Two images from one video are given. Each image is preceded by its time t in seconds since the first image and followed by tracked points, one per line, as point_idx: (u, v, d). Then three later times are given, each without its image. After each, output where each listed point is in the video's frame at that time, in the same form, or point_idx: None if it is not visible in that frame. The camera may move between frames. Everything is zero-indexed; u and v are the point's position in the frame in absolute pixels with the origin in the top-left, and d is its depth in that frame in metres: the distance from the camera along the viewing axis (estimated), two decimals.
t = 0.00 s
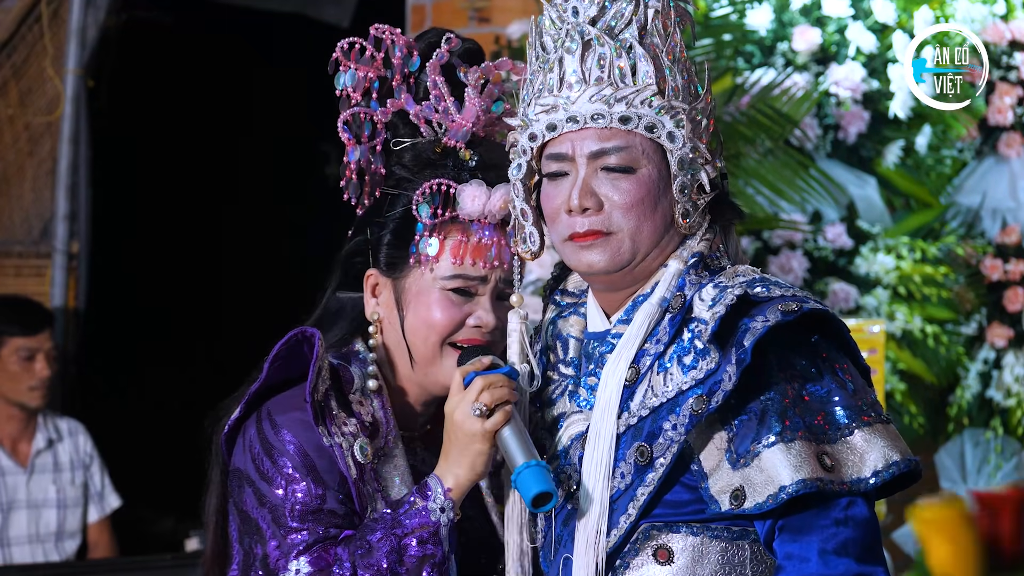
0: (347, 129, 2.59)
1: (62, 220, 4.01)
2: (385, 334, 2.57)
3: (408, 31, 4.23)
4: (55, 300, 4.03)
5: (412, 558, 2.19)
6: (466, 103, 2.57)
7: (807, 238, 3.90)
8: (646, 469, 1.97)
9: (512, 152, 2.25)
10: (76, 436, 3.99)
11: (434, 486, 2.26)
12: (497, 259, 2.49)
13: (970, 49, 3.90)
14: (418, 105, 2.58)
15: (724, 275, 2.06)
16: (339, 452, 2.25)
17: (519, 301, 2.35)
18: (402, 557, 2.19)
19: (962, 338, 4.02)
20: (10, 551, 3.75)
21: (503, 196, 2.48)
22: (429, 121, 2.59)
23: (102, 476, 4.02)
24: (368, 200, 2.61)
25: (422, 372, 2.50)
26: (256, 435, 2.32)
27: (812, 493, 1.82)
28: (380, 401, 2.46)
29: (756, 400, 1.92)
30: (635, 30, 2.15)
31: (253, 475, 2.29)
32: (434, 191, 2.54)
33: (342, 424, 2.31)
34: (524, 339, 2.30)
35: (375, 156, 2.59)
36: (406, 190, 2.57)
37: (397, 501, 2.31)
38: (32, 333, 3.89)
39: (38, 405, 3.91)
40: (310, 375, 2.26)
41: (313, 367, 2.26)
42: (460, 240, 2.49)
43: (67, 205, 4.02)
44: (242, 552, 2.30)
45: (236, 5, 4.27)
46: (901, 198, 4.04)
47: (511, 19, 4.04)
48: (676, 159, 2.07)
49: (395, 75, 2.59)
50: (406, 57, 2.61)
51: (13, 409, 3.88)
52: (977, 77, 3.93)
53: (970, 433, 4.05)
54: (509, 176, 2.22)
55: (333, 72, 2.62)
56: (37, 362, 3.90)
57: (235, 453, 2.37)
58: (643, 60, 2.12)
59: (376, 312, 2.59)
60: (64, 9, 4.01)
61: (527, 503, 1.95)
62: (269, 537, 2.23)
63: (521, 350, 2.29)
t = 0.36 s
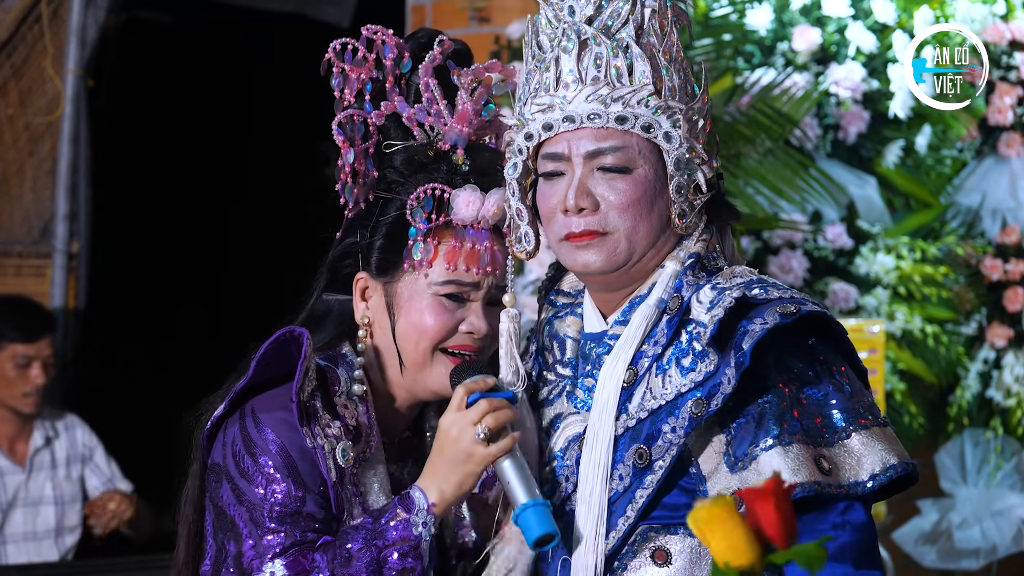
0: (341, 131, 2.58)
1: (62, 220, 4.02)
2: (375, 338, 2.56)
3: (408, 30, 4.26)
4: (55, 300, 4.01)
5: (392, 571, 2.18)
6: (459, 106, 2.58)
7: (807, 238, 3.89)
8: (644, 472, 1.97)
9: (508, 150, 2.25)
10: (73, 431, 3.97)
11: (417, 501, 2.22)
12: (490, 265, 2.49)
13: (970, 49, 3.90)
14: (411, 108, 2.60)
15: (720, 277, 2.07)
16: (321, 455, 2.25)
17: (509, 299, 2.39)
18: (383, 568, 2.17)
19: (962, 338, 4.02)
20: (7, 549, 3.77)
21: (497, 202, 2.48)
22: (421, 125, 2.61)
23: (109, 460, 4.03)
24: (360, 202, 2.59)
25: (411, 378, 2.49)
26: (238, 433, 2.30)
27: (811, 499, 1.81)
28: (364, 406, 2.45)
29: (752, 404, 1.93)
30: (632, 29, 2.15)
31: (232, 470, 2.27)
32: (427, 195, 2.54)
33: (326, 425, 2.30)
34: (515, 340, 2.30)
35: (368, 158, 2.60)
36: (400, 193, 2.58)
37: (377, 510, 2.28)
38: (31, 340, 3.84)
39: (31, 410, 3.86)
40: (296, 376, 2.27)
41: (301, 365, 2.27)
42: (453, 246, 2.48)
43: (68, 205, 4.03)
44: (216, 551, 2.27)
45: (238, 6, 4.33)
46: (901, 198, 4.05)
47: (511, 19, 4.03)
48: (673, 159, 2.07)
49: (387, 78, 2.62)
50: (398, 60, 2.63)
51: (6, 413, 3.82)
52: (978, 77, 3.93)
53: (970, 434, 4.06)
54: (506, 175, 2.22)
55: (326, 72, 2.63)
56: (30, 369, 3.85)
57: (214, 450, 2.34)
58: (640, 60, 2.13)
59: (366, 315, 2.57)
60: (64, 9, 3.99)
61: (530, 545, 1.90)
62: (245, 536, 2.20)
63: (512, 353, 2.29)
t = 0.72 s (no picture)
0: (342, 129, 2.59)
1: (62, 220, 4.06)
2: (376, 337, 2.56)
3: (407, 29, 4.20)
4: (55, 301, 4.05)
5: None
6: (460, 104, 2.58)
7: (806, 238, 3.88)
8: (647, 474, 1.97)
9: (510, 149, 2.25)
10: (71, 430, 4.04)
11: (408, 511, 2.22)
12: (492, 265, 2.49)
13: (970, 49, 3.92)
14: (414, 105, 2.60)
15: (723, 278, 2.07)
16: (315, 455, 2.26)
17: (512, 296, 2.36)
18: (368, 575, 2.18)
19: (962, 338, 4.03)
20: (6, 553, 3.84)
21: (499, 200, 2.49)
22: (423, 123, 2.61)
23: (110, 455, 4.08)
24: (360, 202, 2.60)
25: (413, 377, 2.50)
26: (234, 435, 2.30)
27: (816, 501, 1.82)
28: (359, 402, 2.45)
29: (757, 407, 1.92)
30: (636, 29, 2.15)
31: (227, 471, 2.28)
32: (429, 194, 2.54)
33: (320, 426, 2.32)
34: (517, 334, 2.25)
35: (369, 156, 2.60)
36: (402, 192, 2.58)
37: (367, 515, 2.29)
38: (21, 344, 3.95)
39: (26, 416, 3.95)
40: (288, 375, 2.28)
41: (292, 365, 2.28)
42: (456, 245, 2.48)
43: (68, 205, 4.06)
44: (216, 550, 2.28)
45: (238, 5, 4.30)
46: (900, 198, 4.02)
47: (511, 19, 4.03)
48: (676, 161, 2.07)
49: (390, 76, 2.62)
50: (400, 59, 2.64)
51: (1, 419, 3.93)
52: (978, 77, 3.95)
53: (970, 434, 4.06)
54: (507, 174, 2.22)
55: (327, 72, 2.65)
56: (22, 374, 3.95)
57: (213, 450, 2.34)
58: (645, 60, 2.13)
59: (367, 315, 2.57)
60: (64, 9, 4.06)
61: None
62: (235, 538, 2.23)
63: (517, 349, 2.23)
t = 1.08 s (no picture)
0: (351, 132, 2.56)
1: (62, 220, 4.07)
2: (383, 339, 2.57)
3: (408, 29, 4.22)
4: (55, 301, 4.06)
5: None
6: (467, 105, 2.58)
7: (807, 238, 3.91)
8: (647, 474, 1.97)
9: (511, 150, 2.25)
10: (69, 430, 4.06)
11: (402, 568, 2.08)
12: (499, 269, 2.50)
13: (970, 49, 3.88)
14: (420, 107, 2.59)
15: (724, 279, 2.06)
16: (327, 457, 2.23)
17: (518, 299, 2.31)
18: None
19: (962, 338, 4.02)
20: (7, 553, 3.86)
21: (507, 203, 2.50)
22: (430, 126, 2.60)
23: (108, 452, 4.08)
24: (369, 205, 2.58)
25: (418, 380, 2.50)
26: (242, 442, 2.27)
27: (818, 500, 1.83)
28: (365, 405, 2.45)
29: (758, 407, 1.91)
30: (636, 30, 2.15)
31: (237, 479, 2.24)
32: (437, 197, 2.55)
33: (331, 429, 2.31)
34: (527, 336, 2.23)
35: (378, 159, 2.59)
36: (410, 195, 2.58)
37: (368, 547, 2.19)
38: (15, 350, 3.98)
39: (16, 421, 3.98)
40: (298, 378, 2.25)
41: (302, 368, 2.25)
42: (463, 249, 2.49)
43: (68, 205, 4.07)
44: (223, 553, 2.23)
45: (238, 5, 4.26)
46: (901, 198, 4.06)
47: (511, 19, 4.03)
48: (677, 162, 2.07)
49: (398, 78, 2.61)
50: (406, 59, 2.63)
51: None
52: (978, 77, 3.90)
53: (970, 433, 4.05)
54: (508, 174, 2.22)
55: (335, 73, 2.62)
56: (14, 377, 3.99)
57: (219, 456, 2.31)
58: (645, 61, 2.13)
59: (373, 317, 2.58)
60: (64, 9, 4.07)
61: None
62: (247, 546, 2.17)
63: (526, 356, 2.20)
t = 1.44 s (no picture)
0: (356, 131, 2.57)
1: (62, 220, 4.04)
2: (386, 337, 2.54)
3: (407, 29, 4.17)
4: (55, 301, 4.05)
5: None
6: (471, 105, 2.60)
7: (807, 238, 3.91)
8: (643, 472, 1.97)
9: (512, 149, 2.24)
10: (68, 431, 4.00)
11: None
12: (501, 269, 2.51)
13: (970, 48, 3.87)
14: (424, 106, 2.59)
15: (723, 278, 2.06)
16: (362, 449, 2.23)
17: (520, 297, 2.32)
18: None
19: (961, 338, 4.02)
20: (7, 554, 3.80)
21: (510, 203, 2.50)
22: (434, 124, 2.60)
23: (103, 457, 4.03)
24: (373, 204, 2.57)
25: (422, 380, 2.50)
26: (263, 441, 2.27)
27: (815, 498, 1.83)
28: (382, 402, 2.44)
29: (756, 405, 1.91)
30: (637, 30, 2.15)
31: (267, 471, 2.23)
32: (443, 197, 2.55)
33: (357, 424, 2.29)
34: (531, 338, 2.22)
35: (382, 158, 2.58)
36: (414, 194, 2.57)
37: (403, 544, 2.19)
38: (20, 350, 3.91)
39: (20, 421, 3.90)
40: (324, 375, 2.25)
41: (328, 362, 2.25)
42: (468, 250, 2.50)
43: (67, 205, 4.05)
44: (234, 551, 2.26)
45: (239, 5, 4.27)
46: (901, 198, 4.09)
47: (511, 19, 4.03)
48: (676, 161, 2.08)
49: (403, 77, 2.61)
50: (411, 58, 2.63)
51: None
52: (977, 77, 3.90)
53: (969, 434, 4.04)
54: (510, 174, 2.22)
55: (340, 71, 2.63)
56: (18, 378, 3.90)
57: (237, 456, 2.31)
58: (645, 61, 2.13)
59: (376, 315, 2.55)
60: (64, 9, 4.02)
61: None
62: (296, 531, 2.16)
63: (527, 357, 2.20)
